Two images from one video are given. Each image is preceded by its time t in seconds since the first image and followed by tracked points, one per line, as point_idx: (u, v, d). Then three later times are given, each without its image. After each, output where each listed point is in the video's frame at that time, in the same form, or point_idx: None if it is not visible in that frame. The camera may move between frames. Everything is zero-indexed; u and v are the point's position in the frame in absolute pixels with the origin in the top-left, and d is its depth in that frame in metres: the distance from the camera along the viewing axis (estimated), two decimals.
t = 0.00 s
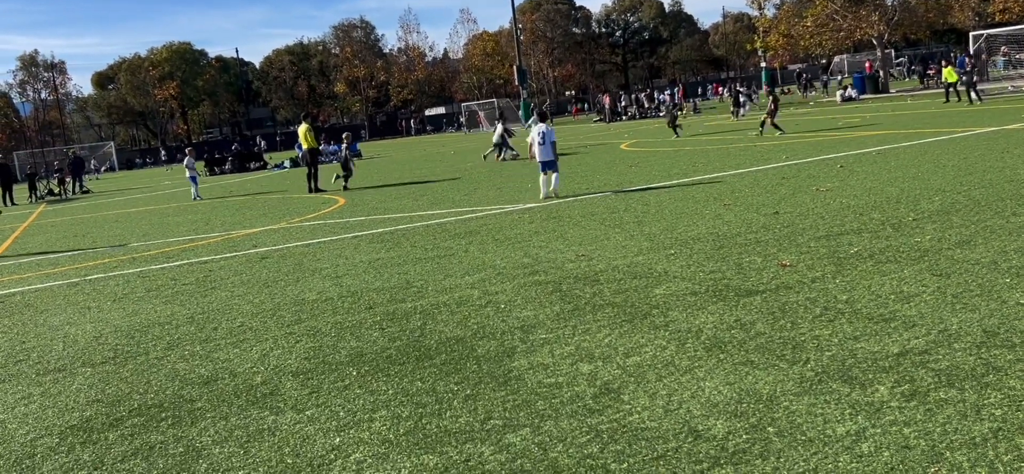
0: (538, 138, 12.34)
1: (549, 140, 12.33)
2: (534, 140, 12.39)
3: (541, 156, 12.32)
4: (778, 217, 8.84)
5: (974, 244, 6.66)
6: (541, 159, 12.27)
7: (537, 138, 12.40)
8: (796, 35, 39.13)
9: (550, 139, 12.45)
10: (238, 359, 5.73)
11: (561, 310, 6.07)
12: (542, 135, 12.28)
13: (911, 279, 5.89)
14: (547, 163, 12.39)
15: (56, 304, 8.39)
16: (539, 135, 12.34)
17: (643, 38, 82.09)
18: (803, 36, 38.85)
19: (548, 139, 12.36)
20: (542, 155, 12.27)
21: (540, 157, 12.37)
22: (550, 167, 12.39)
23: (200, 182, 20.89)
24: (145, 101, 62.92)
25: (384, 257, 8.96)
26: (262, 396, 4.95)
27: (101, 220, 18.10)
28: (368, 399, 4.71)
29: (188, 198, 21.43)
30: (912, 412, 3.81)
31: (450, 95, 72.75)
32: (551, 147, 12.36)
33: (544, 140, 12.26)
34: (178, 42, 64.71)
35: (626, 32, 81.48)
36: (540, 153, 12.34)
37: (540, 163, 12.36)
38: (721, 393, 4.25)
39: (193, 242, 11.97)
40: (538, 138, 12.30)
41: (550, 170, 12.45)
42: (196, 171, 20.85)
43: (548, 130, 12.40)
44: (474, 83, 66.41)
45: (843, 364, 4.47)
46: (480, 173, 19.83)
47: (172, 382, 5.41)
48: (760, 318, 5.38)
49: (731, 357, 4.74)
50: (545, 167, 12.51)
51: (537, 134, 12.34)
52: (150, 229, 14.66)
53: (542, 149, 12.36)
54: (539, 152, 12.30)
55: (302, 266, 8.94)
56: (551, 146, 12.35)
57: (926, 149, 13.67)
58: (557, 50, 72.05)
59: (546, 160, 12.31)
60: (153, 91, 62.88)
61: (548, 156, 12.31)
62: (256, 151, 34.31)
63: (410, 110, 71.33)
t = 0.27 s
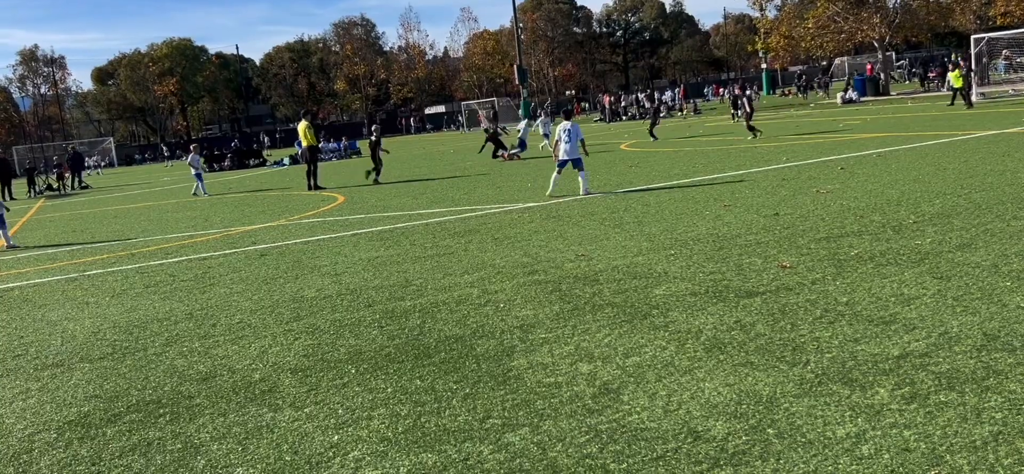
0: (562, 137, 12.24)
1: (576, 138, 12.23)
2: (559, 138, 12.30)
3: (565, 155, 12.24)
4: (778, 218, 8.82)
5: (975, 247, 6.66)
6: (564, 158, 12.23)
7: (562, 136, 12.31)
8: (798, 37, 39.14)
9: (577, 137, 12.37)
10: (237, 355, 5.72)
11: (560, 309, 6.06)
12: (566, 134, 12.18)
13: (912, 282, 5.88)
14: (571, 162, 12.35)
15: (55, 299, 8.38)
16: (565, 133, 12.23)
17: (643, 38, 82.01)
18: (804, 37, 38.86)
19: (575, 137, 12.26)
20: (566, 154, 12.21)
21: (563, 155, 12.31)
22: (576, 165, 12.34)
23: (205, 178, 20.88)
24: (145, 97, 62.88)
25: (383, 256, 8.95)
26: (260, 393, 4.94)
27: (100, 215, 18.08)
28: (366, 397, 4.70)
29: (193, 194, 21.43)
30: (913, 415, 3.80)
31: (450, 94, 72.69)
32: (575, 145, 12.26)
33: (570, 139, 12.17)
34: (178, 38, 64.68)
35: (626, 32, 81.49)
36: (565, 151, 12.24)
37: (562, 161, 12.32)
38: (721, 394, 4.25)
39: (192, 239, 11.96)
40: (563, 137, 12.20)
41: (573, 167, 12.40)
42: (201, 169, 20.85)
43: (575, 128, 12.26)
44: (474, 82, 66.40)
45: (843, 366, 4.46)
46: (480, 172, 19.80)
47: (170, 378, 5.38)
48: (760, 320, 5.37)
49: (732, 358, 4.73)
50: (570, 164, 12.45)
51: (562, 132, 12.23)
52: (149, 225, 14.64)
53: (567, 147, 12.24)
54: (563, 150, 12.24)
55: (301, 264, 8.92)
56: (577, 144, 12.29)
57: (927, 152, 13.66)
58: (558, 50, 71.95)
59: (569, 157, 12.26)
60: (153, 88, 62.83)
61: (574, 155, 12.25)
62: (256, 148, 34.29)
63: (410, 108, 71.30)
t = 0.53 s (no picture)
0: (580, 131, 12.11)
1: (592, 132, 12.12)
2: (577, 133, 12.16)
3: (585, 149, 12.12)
4: (780, 223, 8.82)
5: (977, 254, 6.65)
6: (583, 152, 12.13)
7: (578, 130, 12.13)
8: (801, 41, 39.16)
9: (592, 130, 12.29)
10: (238, 354, 5.71)
11: (561, 312, 6.04)
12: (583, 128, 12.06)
13: (914, 288, 5.87)
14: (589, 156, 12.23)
15: (56, 296, 8.38)
16: (582, 127, 12.08)
17: (647, 41, 81.99)
18: (807, 42, 38.86)
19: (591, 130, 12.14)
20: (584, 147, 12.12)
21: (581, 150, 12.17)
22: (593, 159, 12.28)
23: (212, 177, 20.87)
24: (147, 95, 62.94)
25: (384, 256, 8.94)
26: (260, 392, 4.93)
27: (102, 213, 18.08)
28: (366, 398, 4.69)
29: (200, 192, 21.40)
30: (914, 421, 3.79)
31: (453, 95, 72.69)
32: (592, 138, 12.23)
33: (588, 132, 12.08)
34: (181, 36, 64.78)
35: (629, 35, 81.50)
36: (583, 146, 12.14)
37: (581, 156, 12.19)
38: (722, 398, 4.24)
39: (194, 237, 11.95)
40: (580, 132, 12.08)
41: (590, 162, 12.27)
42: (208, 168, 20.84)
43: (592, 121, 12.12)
44: (477, 84, 66.44)
45: (844, 371, 4.45)
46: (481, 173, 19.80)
47: (171, 377, 5.38)
48: (761, 325, 5.36)
49: (733, 362, 4.73)
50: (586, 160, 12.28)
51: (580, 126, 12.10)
52: (151, 223, 14.64)
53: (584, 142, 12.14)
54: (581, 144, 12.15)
55: (302, 263, 8.92)
56: (594, 137, 12.22)
57: (929, 158, 13.65)
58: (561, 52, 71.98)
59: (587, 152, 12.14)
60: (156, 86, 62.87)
61: (592, 148, 12.19)
62: (258, 147, 34.30)
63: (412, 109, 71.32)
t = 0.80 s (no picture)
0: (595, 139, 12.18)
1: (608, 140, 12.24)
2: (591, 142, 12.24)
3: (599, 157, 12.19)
4: (786, 229, 8.81)
5: (984, 262, 6.62)
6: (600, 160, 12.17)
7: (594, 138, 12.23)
8: (808, 48, 39.13)
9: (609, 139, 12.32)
10: (242, 355, 5.71)
11: (566, 316, 6.04)
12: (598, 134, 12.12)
13: (920, 296, 5.85)
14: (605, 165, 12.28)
15: (61, 295, 8.40)
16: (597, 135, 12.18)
17: (653, 46, 82.21)
18: (814, 49, 38.83)
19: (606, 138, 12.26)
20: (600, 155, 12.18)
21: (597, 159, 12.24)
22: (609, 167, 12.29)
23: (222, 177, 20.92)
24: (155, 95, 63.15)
25: (389, 258, 8.95)
26: (264, 393, 4.93)
27: (109, 212, 18.14)
28: (370, 400, 4.69)
29: (210, 192, 21.45)
30: (920, 430, 3.77)
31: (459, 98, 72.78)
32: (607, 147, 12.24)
33: (602, 141, 12.14)
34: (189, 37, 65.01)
35: (636, 40, 81.51)
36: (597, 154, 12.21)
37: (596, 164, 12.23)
38: (726, 404, 4.23)
39: (200, 237, 11.98)
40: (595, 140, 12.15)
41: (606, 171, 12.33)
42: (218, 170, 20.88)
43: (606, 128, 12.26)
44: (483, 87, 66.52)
45: (849, 379, 4.44)
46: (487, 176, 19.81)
47: (174, 376, 5.39)
48: (766, 331, 5.35)
49: (737, 369, 4.72)
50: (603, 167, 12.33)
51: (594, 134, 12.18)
52: (157, 222, 14.67)
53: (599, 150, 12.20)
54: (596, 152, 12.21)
55: (307, 264, 8.93)
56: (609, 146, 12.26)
57: (936, 166, 13.62)
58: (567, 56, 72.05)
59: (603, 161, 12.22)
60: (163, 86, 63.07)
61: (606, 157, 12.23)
62: (264, 148, 34.35)
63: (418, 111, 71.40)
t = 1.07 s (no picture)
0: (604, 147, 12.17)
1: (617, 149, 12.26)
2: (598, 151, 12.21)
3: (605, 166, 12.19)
4: (796, 237, 8.78)
5: (996, 273, 6.58)
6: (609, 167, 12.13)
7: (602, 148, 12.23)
8: (819, 56, 39.11)
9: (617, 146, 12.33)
10: (251, 357, 5.73)
11: (574, 323, 6.02)
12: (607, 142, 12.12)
13: (930, 307, 5.81)
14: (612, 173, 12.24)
15: (71, 295, 8.43)
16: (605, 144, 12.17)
17: (664, 53, 81.68)
18: (825, 57, 38.78)
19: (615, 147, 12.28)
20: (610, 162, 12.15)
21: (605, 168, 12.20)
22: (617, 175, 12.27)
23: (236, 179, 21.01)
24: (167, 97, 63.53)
25: (398, 262, 8.97)
26: (272, 395, 4.95)
27: (120, 213, 18.21)
28: (377, 403, 4.69)
29: (223, 194, 21.52)
30: (929, 441, 3.75)
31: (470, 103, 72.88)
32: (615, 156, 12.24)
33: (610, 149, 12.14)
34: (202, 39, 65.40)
35: (648, 46, 81.47)
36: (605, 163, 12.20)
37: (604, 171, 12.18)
38: (735, 412, 4.21)
39: (210, 239, 12.03)
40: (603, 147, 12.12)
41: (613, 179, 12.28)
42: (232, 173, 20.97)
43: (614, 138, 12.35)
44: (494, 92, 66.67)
45: (858, 389, 4.41)
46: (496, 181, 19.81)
47: (183, 377, 5.41)
48: (775, 339, 5.33)
49: (747, 376, 4.70)
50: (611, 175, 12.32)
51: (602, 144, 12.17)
52: (167, 223, 14.74)
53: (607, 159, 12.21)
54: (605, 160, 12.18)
55: (315, 267, 8.95)
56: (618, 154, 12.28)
57: (947, 176, 13.56)
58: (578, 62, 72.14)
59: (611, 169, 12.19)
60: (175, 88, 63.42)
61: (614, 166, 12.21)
62: (275, 151, 34.47)
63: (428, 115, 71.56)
